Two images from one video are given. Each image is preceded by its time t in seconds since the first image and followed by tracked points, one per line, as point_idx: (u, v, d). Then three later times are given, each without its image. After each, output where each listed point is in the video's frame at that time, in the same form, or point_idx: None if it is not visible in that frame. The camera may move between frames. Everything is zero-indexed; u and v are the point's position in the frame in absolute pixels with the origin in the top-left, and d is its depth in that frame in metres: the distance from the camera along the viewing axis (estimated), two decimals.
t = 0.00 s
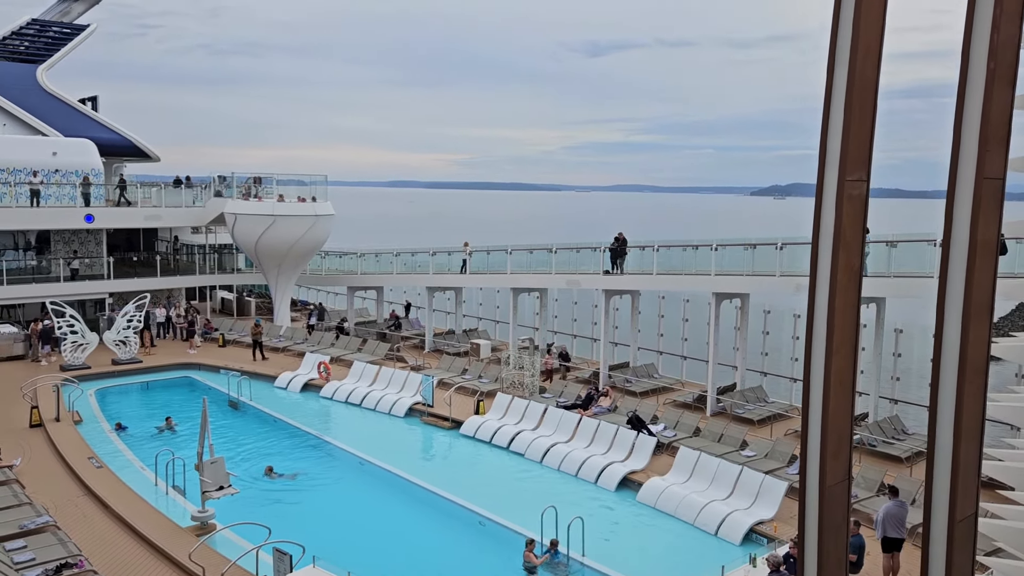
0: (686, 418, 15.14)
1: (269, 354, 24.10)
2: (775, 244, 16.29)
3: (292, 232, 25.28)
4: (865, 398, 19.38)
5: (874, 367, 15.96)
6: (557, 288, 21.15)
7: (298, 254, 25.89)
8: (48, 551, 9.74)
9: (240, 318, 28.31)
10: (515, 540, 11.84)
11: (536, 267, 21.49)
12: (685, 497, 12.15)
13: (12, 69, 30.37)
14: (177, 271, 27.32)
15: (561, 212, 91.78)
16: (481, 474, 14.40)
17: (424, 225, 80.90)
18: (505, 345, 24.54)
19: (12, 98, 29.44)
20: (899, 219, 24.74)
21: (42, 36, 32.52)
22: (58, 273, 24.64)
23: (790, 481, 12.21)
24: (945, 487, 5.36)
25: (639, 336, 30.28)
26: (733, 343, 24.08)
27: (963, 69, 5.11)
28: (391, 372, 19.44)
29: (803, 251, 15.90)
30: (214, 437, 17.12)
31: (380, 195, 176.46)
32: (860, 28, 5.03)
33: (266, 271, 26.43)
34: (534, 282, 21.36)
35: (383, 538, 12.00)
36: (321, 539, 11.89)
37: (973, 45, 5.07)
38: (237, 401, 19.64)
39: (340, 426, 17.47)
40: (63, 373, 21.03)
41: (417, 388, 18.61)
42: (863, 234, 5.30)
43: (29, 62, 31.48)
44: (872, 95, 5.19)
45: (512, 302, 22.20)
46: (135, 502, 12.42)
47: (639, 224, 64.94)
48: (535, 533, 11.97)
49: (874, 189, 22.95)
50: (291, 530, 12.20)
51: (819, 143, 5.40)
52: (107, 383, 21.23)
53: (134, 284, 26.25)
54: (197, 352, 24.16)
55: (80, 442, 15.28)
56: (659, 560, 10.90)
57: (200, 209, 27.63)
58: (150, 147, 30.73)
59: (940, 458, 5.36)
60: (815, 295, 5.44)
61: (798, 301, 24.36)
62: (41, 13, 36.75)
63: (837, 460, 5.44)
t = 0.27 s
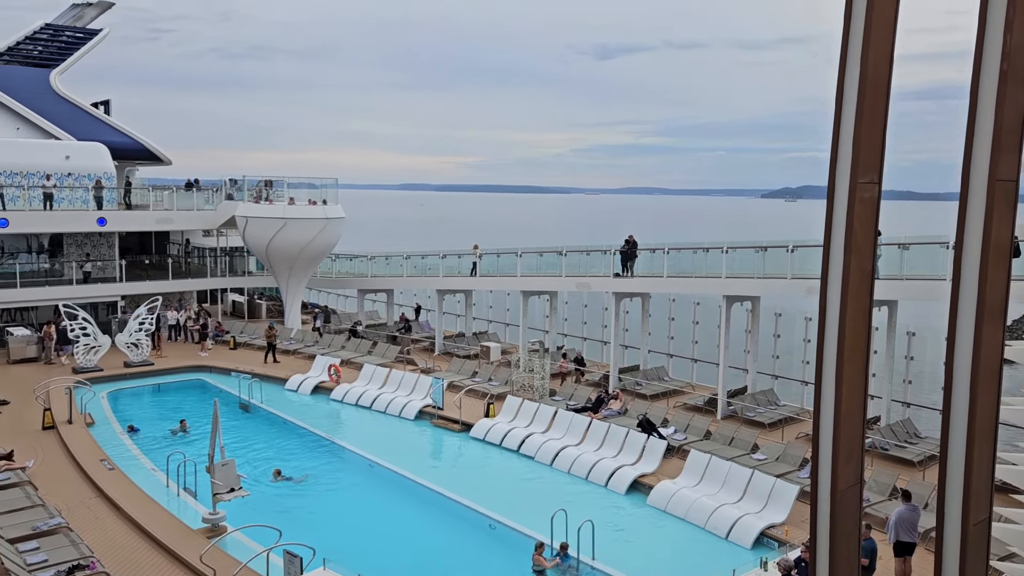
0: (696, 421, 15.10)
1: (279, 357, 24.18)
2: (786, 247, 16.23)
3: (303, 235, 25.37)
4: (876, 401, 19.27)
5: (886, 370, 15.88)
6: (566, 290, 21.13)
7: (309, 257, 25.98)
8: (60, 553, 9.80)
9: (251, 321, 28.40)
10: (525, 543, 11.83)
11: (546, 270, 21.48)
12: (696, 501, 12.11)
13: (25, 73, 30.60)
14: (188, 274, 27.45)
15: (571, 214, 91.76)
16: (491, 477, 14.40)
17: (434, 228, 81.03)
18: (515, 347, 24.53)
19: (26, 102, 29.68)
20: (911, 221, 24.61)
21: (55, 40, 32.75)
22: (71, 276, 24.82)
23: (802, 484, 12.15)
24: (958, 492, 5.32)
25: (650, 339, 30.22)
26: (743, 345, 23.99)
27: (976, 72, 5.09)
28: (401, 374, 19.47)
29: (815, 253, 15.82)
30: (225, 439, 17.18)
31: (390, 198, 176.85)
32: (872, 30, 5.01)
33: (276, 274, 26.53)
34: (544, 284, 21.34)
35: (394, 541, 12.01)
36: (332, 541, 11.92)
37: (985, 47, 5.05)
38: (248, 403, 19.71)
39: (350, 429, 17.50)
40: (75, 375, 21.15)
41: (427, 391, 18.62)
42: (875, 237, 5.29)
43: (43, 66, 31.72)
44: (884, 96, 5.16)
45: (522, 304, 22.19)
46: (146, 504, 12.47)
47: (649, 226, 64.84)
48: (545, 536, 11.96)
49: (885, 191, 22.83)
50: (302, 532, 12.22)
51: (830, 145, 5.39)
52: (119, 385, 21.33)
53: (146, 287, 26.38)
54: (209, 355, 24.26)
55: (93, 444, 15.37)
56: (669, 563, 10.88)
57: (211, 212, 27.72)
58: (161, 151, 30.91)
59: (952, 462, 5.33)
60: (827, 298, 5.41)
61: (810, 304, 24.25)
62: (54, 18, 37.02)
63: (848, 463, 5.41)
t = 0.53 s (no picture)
0: (709, 425, 15.04)
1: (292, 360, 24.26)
2: (798, 250, 16.15)
3: (315, 239, 25.47)
4: (890, 405, 19.14)
5: (900, 374, 15.78)
6: (578, 293, 21.10)
7: (321, 260, 26.07)
8: (75, 554, 9.86)
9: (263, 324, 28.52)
10: (537, 547, 11.82)
11: (558, 273, 21.46)
12: (708, 505, 12.06)
13: (41, 79, 30.86)
14: (202, 278, 27.59)
15: (582, 218, 91.73)
16: (503, 480, 14.39)
17: (446, 231, 81.15)
18: (526, 350, 24.52)
19: (42, 107, 29.93)
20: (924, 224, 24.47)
21: (70, 46, 32.99)
22: (85, 279, 25.03)
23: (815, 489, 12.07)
24: (974, 496, 5.28)
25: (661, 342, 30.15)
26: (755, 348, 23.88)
27: (991, 73, 5.05)
28: (412, 378, 19.49)
29: (828, 256, 15.74)
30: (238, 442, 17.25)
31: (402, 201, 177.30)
32: (885, 32, 4.97)
33: (289, 277, 26.62)
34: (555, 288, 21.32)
35: (406, 544, 12.03)
36: (343, 544, 11.95)
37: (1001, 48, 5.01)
38: (260, 406, 19.78)
39: (362, 432, 17.53)
40: (90, 378, 21.28)
41: (438, 394, 18.63)
42: (889, 240, 5.25)
43: (58, 72, 32.00)
44: (898, 99, 5.13)
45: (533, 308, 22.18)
46: (159, 506, 12.54)
47: (661, 229, 64.71)
48: (557, 540, 11.94)
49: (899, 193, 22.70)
50: (313, 535, 12.25)
51: (844, 148, 5.36)
52: (133, 388, 21.44)
53: (159, 290, 26.53)
54: (222, 358, 24.36)
55: (106, 447, 15.46)
56: (682, 567, 10.85)
57: (224, 215, 27.91)
58: (175, 155, 31.11)
59: (967, 465, 5.27)
60: (840, 300, 5.38)
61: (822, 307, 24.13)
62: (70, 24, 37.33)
63: (863, 468, 5.38)
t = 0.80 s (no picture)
0: (720, 428, 14.99)
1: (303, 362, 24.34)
2: (811, 253, 16.07)
3: (326, 242, 25.55)
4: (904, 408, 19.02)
5: (914, 377, 15.67)
6: (589, 296, 21.08)
7: (333, 263, 26.15)
8: (88, 556, 9.92)
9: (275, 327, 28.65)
10: (548, 550, 11.81)
11: (569, 275, 21.44)
12: (720, 508, 12.02)
13: (55, 83, 31.12)
14: (214, 280, 27.73)
15: (593, 220, 91.62)
16: (513, 483, 14.39)
17: (457, 233, 81.22)
18: (537, 353, 24.50)
19: (56, 111, 30.17)
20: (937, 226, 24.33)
21: (84, 50, 33.24)
22: (99, 282, 25.21)
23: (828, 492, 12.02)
24: (989, 500, 5.23)
25: (673, 345, 30.07)
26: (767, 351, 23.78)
27: (1004, 75, 5.02)
28: (424, 380, 19.52)
29: (840, 259, 15.66)
30: (250, 444, 17.32)
31: (412, 204, 177.69)
32: (898, 34, 4.95)
33: (300, 280, 26.71)
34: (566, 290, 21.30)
35: (417, 547, 12.04)
36: (355, 546, 11.97)
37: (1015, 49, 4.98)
38: (273, 408, 19.85)
39: (373, 434, 17.56)
40: (104, 380, 21.42)
41: (449, 396, 18.65)
42: (902, 243, 5.22)
43: (73, 76, 32.27)
44: (911, 102, 5.11)
45: (544, 310, 22.17)
46: (172, 508, 12.60)
47: (672, 231, 64.57)
48: (568, 543, 11.92)
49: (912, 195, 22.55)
50: (325, 537, 12.28)
51: (856, 151, 5.33)
52: (146, 390, 21.57)
53: (172, 293, 26.68)
54: (234, 361, 24.46)
55: (119, 449, 15.55)
56: (694, 571, 10.81)
57: (236, 218, 28.10)
58: (188, 158, 31.29)
59: (982, 470, 5.23)
60: (852, 304, 5.36)
61: (836, 309, 24.00)
62: (84, 28, 37.62)
63: (876, 473, 5.35)
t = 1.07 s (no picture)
0: (728, 431, 14.95)
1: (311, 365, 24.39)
2: (820, 255, 16.02)
3: (334, 244, 25.60)
4: (913, 411, 18.92)
5: (923, 380, 15.58)
6: (597, 299, 21.05)
7: (340, 265, 26.20)
8: (98, 557, 9.95)
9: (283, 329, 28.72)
10: (556, 552, 11.80)
11: (576, 278, 21.42)
12: (728, 511, 11.98)
13: (65, 87, 31.33)
14: (222, 283, 27.82)
15: (601, 222, 91.53)
16: (521, 486, 14.37)
17: (464, 236, 81.23)
18: (545, 356, 24.48)
19: (66, 114, 30.36)
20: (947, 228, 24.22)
21: (94, 54, 33.42)
22: (109, 284, 25.30)
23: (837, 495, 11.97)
24: (998, 506, 5.12)
25: (681, 347, 30.00)
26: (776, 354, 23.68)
27: (1015, 77, 5.00)
28: (431, 383, 19.53)
29: (849, 261, 15.60)
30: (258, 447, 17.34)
31: (420, 206, 177.97)
32: (907, 36, 4.94)
33: (308, 283, 26.78)
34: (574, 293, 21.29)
35: (423, 548, 12.06)
36: (363, 548, 11.99)
37: None
38: (281, 411, 19.90)
39: (381, 437, 17.57)
40: (113, 383, 21.51)
41: (457, 399, 18.66)
42: (912, 244, 5.20)
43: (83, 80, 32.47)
44: (920, 104, 5.10)
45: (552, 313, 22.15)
46: (181, 510, 12.64)
47: (680, 233, 64.41)
48: (576, 546, 11.91)
49: (922, 197, 22.44)
50: (333, 539, 12.29)
51: (865, 152, 5.32)
52: (155, 392, 21.65)
53: (181, 295, 26.78)
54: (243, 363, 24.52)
55: (129, 451, 15.62)
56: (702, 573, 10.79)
57: (244, 221, 28.17)
58: (197, 161, 31.40)
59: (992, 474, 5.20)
60: (862, 307, 5.34)
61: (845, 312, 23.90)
62: (94, 32, 37.83)
63: (885, 476, 5.33)
